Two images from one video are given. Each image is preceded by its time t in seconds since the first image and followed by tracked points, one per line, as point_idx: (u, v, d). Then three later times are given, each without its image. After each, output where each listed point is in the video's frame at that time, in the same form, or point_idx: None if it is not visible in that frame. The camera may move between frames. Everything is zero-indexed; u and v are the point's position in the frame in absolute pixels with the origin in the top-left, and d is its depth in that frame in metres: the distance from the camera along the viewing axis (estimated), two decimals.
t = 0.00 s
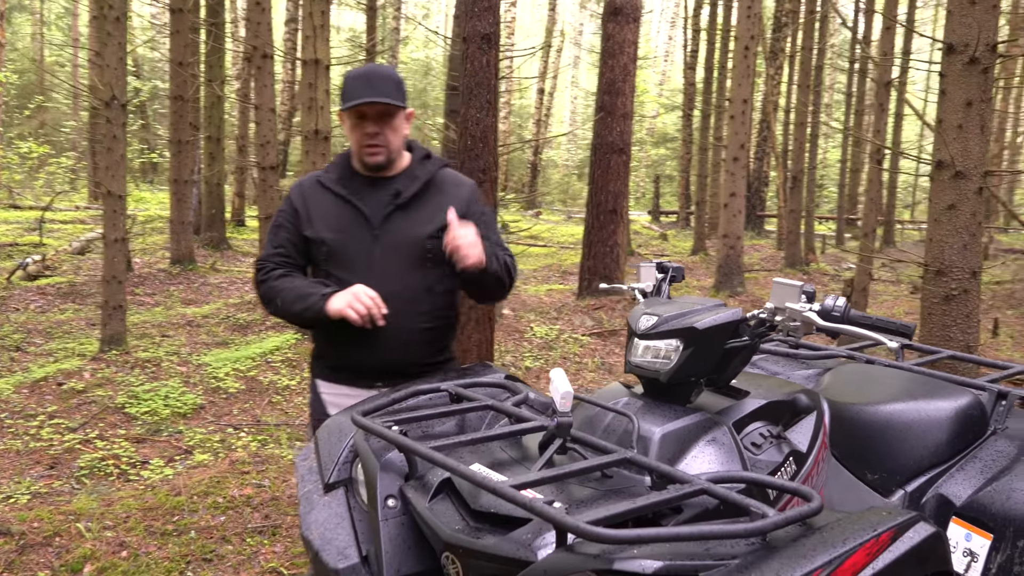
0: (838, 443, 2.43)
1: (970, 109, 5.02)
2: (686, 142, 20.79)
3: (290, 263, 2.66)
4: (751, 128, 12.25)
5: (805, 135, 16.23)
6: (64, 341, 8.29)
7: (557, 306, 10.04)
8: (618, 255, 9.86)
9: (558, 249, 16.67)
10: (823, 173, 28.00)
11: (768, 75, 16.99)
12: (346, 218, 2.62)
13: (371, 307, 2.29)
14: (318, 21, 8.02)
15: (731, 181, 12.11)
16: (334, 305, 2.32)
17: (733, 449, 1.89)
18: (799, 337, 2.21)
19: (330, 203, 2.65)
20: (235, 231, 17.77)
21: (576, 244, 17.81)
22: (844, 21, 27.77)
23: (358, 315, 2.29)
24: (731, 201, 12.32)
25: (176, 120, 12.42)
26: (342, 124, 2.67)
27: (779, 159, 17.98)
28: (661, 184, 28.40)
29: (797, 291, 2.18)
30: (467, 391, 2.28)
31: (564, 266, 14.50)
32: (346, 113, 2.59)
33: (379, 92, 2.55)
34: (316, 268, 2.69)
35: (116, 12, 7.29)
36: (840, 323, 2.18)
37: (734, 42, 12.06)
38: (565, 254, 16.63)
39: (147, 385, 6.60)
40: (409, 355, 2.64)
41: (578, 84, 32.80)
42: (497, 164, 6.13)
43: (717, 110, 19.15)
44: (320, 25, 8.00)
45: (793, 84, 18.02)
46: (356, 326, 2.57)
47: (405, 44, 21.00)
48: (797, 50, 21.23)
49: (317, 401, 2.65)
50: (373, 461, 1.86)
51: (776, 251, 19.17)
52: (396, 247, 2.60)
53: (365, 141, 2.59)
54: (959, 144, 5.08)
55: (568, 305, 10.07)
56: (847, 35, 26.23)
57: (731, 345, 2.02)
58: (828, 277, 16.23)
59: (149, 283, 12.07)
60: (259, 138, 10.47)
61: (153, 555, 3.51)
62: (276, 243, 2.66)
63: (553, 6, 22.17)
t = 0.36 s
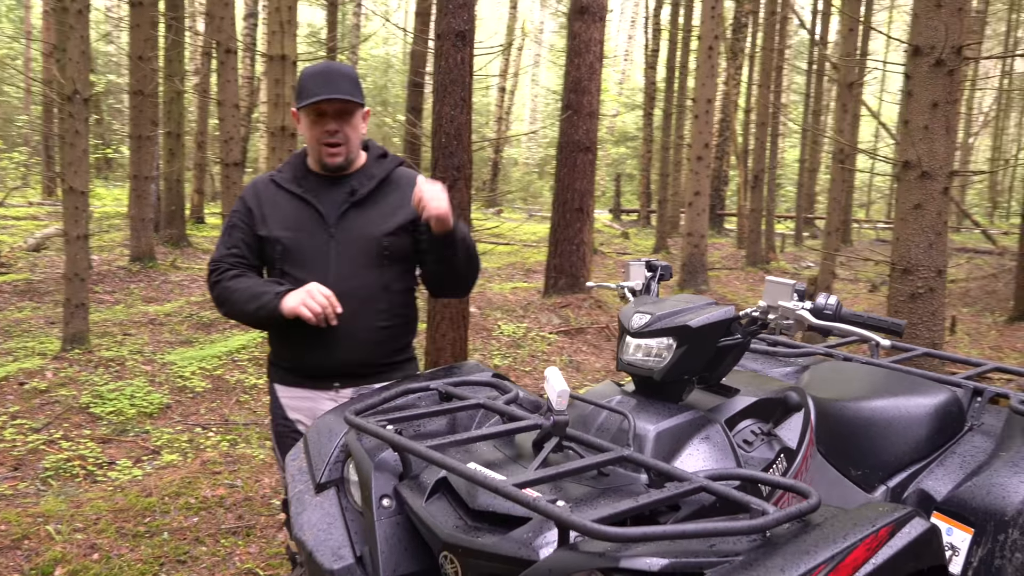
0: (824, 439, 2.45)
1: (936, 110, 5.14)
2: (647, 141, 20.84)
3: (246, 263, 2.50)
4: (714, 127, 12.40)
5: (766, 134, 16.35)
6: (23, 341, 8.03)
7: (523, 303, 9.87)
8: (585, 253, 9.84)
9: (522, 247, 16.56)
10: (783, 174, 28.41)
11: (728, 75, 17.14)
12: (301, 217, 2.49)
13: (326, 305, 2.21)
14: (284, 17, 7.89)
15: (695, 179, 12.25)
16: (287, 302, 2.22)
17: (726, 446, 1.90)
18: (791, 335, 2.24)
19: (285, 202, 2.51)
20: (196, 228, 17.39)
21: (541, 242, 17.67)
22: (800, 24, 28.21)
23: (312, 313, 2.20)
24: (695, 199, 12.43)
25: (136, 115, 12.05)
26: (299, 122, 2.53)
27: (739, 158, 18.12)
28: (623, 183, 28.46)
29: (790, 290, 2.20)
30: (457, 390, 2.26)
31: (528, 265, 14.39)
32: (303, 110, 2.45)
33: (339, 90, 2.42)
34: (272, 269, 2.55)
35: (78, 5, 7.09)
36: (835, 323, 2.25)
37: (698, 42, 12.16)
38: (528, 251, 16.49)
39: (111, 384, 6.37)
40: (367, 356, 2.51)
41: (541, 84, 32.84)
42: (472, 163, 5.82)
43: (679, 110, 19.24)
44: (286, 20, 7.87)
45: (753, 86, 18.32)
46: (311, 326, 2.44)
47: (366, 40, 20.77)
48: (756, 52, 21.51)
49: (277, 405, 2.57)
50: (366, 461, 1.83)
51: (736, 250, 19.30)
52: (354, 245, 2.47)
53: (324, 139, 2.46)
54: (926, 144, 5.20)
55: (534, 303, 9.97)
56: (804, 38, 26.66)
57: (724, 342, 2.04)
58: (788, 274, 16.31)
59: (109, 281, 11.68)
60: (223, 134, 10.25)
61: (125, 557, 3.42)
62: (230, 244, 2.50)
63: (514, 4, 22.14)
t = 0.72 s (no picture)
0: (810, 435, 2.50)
1: (907, 110, 5.25)
2: (614, 140, 20.80)
3: (223, 262, 2.46)
4: (684, 126, 12.44)
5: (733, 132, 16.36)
6: None
7: (494, 302, 9.85)
8: (556, 252, 9.78)
9: (490, 246, 16.41)
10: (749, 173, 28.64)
11: (695, 75, 17.17)
12: (279, 215, 2.43)
13: (297, 306, 2.18)
14: (256, 13, 7.72)
15: (664, 179, 12.30)
16: (260, 302, 2.21)
17: (719, 443, 1.92)
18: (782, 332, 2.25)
19: (262, 201, 2.44)
20: (160, 227, 16.98)
21: (510, 241, 17.50)
22: (763, 25, 28.50)
23: (283, 314, 2.18)
24: (664, 199, 12.45)
25: (102, 112, 11.51)
26: (277, 118, 2.50)
27: (705, 157, 18.16)
28: (589, 182, 28.41)
29: (781, 287, 2.22)
30: (450, 388, 2.25)
31: (496, 263, 14.28)
32: (281, 99, 2.43)
33: (317, 75, 2.40)
34: (250, 269, 2.50)
35: None
36: (823, 318, 2.26)
37: (667, 41, 12.21)
38: (496, 250, 16.33)
39: (82, 384, 6.16)
40: (343, 358, 2.46)
41: (506, 82, 32.68)
42: (451, 162, 5.74)
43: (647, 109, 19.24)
44: (258, 17, 7.71)
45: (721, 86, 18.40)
46: (284, 326, 2.39)
47: (330, 35, 20.48)
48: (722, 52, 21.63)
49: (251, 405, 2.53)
50: (362, 459, 1.82)
51: (704, 248, 19.33)
52: (333, 245, 2.41)
53: (300, 123, 2.41)
54: (897, 144, 5.31)
55: (505, 301, 9.90)
56: (767, 38, 26.96)
57: (716, 340, 2.06)
58: (755, 273, 16.31)
59: (73, 279, 11.30)
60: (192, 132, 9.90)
61: (104, 559, 3.35)
62: (208, 242, 2.45)
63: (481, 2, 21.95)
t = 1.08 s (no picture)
0: (797, 430, 2.55)
1: (881, 110, 5.34)
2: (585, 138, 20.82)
3: (215, 263, 2.44)
4: (656, 125, 12.49)
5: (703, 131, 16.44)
6: None
7: (469, 300, 9.81)
8: (531, 250, 9.77)
9: (462, 245, 16.33)
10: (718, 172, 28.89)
11: (665, 74, 17.24)
12: (274, 217, 2.40)
13: (296, 314, 2.16)
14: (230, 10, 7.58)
15: (637, 177, 12.37)
16: (257, 309, 2.19)
17: (714, 441, 1.95)
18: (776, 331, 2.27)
19: (257, 203, 2.42)
20: (128, 225, 16.64)
21: (481, 240, 17.42)
22: (731, 25, 28.75)
23: (281, 321, 2.16)
24: (637, 197, 12.50)
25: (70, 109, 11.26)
26: (273, 121, 2.47)
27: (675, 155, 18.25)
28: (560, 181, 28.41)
29: (776, 286, 2.24)
30: (444, 387, 2.25)
31: (467, 262, 14.23)
32: (278, 106, 2.41)
33: (319, 88, 2.37)
34: (243, 272, 2.48)
35: None
36: (815, 317, 2.27)
37: (638, 40, 12.26)
38: (469, 249, 16.25)
39: (56, 386, 6.03)
40: (339, 363, 2.45)
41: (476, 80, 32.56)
42: (431, 161, 5.70)
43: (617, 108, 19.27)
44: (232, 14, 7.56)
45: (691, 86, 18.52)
46: (280, 333, 2.37)
47: (298, 32, 20.20)
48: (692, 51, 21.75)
49: (240, 408, 2.50)
50: (361, 459, 1.82)
51: (675, 246, 19.42)
52: (330, 250, 2.40)
53: (298, 135, 2.38)
54: (871, 144, 5.41)
55: (480, 300, 9.86)
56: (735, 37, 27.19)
57: (710, 339, 2.10)
58: (726, 270, 16.44)
59: (42, 278, 11.02)
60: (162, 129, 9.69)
61: (86, 561, 3.30)
62: (200, 243, 2.42)
63: None
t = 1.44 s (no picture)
0: (780, 427, 2.60)
1: (855, 111, 5.44)
2: (559, 137, 20.85)
3: (207, 265, 2.44)
4: (631, 125, 12.57)
5: (677, 131, 16.55)
6: None
7: (446, 300, 9.80)
8: (508, 249, 9.79)
9: (438, 245, 16.29)
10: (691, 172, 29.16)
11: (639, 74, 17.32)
12: (266, 218, 2.41)
13: (292, 314, 2.19)
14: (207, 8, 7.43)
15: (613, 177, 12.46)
16: (254, 309, 2.20)
17: (701, 435, 1.99)
18: (759, 328, 2.33)
19: (248, 204, 2.42)
20: (99, 224, 16.34)
21: (457, 239, 17.37)
22: (704, 26, 29.00)
23: (277, 321, 2.18)
24: (613, 197, 12.58)
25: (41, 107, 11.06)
26: (265, 120, 2.47)
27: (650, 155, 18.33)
28: (534, 180, 28.46)
29: (759, 285, 2.29)
30: (433, 384, 2.27)
31: (443, 261, 14.19)
32: (270, 106, 2.40)
33: (311, 87, 2.39)
34: (235, 273, 2.48)
35: None
36: (798, 315, 2.33)
37: (613, 41, 12.31)
38: (444, 249, 16.21)
39: (31, 386, 5.92)
40: (334, 361, 2.48)
41: (449, 80, 32.49)
42: (412, 161, 5.68)
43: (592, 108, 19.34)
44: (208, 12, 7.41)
45: (664, 87, 18.64)
46: (275, 332, 2.39)
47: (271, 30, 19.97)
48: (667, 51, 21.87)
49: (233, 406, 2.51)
50: (355, 457, 1.84)
51: (649, 245, 19.54)
52: (323, 250, 2.42)
53: (290, 135, 2.39)
54: (845, 144, 5.50)
55: (458, 299, 9.86)
56: (708, 38, 27.42)
57: (696, 336, 2.14)
58: (700, 269, 16.58)
59: (12, 278, 10.79)
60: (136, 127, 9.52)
61: (69, 562, 3.26)
62: (191, 244, 2.41)
63: None
